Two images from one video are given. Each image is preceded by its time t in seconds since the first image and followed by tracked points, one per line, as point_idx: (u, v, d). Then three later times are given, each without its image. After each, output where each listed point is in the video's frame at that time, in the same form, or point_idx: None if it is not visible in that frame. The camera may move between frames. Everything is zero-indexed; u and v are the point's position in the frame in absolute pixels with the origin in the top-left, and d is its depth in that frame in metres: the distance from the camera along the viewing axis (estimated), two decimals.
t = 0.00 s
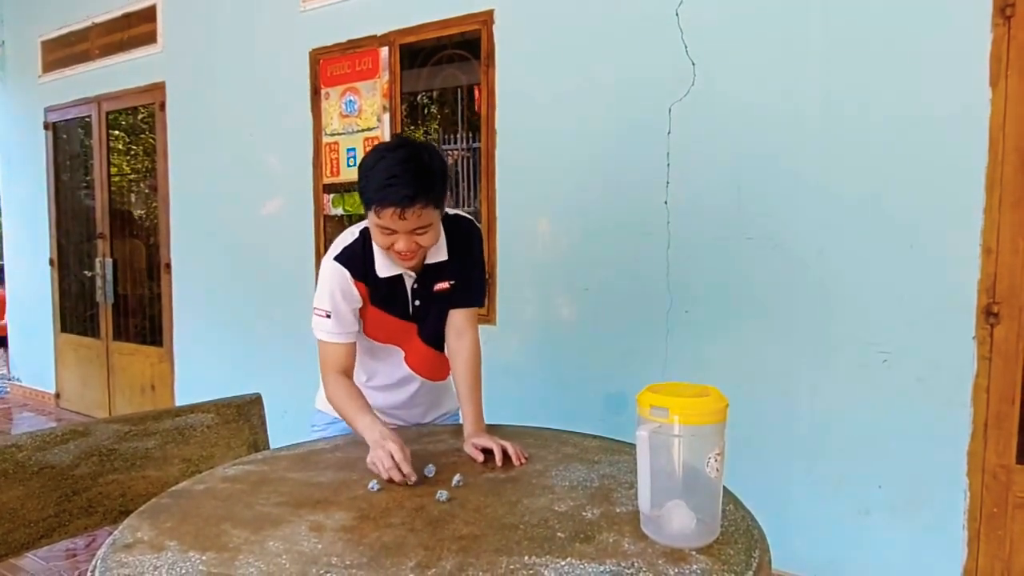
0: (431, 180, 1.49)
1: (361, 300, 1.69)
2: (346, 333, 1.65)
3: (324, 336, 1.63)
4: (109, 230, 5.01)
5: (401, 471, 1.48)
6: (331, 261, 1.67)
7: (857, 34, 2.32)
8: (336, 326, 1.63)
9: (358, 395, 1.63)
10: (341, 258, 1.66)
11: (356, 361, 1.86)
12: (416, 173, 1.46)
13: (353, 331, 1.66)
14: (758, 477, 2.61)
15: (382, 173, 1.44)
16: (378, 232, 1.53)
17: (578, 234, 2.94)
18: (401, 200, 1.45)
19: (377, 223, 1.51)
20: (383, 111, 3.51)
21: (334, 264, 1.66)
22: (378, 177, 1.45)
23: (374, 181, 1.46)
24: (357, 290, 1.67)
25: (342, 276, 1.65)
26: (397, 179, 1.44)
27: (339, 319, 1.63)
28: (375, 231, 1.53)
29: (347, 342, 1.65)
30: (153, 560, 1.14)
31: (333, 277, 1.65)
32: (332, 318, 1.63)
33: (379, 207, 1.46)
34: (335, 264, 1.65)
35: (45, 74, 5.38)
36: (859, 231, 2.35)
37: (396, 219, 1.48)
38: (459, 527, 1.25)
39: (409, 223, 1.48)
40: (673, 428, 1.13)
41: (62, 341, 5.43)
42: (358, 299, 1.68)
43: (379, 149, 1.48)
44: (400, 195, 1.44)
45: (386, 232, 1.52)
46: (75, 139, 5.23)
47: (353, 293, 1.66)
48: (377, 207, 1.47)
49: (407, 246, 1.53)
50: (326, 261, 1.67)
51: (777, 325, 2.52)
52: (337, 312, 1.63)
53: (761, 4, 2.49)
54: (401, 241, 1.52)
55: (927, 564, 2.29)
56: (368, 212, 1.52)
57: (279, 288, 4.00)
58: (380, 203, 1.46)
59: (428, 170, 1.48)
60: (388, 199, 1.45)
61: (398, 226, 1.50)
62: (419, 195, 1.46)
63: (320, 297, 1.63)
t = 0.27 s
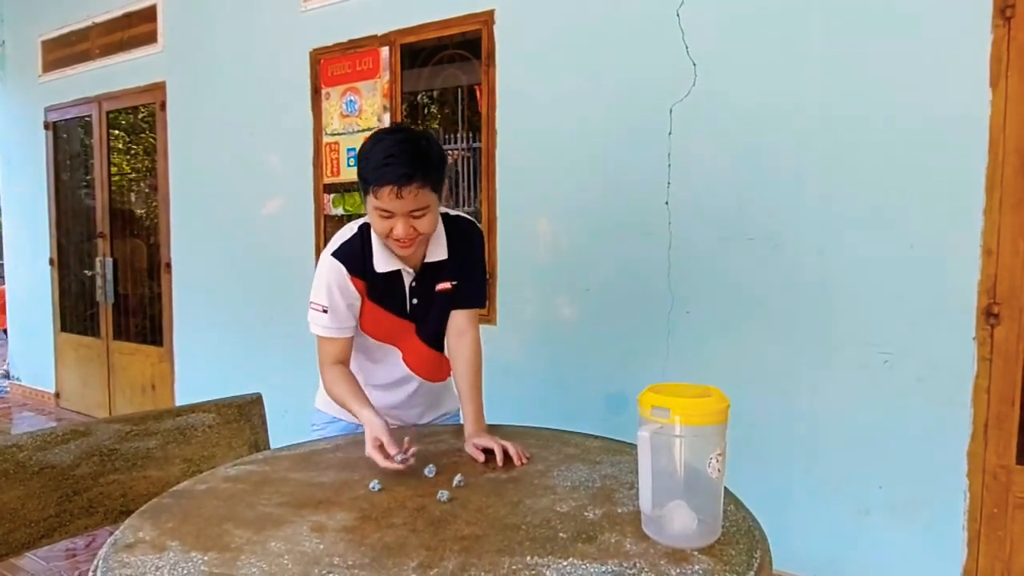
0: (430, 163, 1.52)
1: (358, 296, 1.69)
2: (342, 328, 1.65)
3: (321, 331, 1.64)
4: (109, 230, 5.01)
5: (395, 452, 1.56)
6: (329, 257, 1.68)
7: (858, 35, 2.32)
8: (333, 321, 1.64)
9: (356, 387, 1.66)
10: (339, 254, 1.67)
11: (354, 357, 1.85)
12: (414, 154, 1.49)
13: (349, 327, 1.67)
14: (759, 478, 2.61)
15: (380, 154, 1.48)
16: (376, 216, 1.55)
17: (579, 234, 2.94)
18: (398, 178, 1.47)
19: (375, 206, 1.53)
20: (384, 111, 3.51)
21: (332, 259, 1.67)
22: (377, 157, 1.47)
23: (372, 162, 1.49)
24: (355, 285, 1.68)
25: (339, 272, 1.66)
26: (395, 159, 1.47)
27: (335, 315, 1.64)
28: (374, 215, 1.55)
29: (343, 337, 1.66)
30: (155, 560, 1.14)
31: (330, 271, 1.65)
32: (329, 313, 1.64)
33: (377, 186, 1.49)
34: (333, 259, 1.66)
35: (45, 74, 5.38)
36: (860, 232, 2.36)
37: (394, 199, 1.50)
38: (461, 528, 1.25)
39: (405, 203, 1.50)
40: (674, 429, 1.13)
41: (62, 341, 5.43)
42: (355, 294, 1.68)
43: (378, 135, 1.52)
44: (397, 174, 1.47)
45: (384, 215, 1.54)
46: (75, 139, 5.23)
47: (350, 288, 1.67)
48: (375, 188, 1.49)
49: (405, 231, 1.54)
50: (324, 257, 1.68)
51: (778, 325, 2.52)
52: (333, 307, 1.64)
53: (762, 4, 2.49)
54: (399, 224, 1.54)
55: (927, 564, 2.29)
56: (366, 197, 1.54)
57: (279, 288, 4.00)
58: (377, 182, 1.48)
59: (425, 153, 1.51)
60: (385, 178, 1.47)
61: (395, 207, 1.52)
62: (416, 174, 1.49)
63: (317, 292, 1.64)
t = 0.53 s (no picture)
0: (426, 134, 1.61)
1: (363, 294, 1.69)
2: (348, 329, 1.66)
3: (327, 333, 1.65)
4: (109, 229, 5.01)
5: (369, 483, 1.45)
6: (332, 257, 1.68)
7: (860, 35, 2.32)
8: (339, 323, 1.64)
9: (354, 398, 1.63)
10: (342, 253, 1.67)
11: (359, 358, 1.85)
12: (410, 120, 1.58)
13: (354, 327, 1.67)
14: (760, 477, 2.61)
15: (378, 122, 1.57)
16: (374, 186, 1.59)
17: (580, 234, 2.95)
18: (394, 134, 1.55)
19: (373, 173, 1.58)
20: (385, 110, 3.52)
21: (336, 259, 1.67)
22: (374, 124, 1.58)
23: (370, 131, 1.58)
24: (359, 283, 1.67)
25: (343, 270, 1.65)
26: (391, 122, 1.57)
27: (341, 316, 1.64)
28: (372, 186, 1.60)
29: (349, 338, 1.66)
30: (159, 560, 1.14)
31: (335, 271, 1.65)
32: (335, 315, 1.64)
33: (375, 146, 1.56)
34: (337, 259, 1.66)
35: (46, 73, 5.38)
36: (861, 232, 2.36)
37: (392, 154, 1.55)
38: (464, 527, 1.25)
39: (404, 159, 1.55)
40: (678, 429, 1.13)
41: (63, 340, 5.43)
42: (360, 294, 1.68)
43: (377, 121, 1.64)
44: (392, 130, 1.55)
45: (382, 180, 1.58)
46: (76, 138, 5.23)
47: (355, 287, 1.66)
48: (373, 149, 1.56)
49: (403, 193, 1.57)
50: (327, 257, 1.67)
51: (780, 325, 2.53)
52: (339, 308, 1.64)
53: (764, 5, 2.49)
54: (397, 187, 1.57)
55: (929, 563, 2.29)
56: (366, 170, 1.60)
57: (280, 288, 4.01)
58: (374, 143, 1.56)
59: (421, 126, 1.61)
60: (382, 135, 1.55)
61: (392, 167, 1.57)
62: (412, 134, 1.57)
63: (322, 294, 1.64)
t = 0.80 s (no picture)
0: (434, 144, 1.60)
1: (367, 295, 1.70)
2: (353, 327, 1.67)
3: (332, 332, 1.66)
4: (111, 229, 5.02)
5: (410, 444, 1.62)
6: (337, 257, 1.70)
7: (862, 37, 2.32)
8: (344, 321, 1.65)
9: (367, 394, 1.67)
10: (348, 253, 1.68)
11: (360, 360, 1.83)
12: (417, 131, 1.58)
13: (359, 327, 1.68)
14: (762, 479, 2.62)
15: (386, 132, 1.57)
16: (382, 197, 1.60)
17: (582, 235, 2.95)
18: (402, 148, 1.55)
19: (381, 185, 1.59)
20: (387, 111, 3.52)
21: (341, 259, 1.68)
22: (383, 134, 1.56)
23: (378, 142, 1.57)
24: (364, 285, 1.69)
25: (348, 271, 1.67)
26: (400, 134, 1.56)
27: (347, 315, 1.66)
28: (380, 196, 1.60)
29: (354, 337, 1.67)
30: (168, 561, 1.15)
31: (340, 271, 1.67)
32: (340, 314, 1.65)
33: (383, 160, 1.56)
34: (342, 259, 1.68)
35: (47, 74, 5.39)
36: (863, 234, 2.36)
37: (399, 170, 1.56)
38: (470, 529, 1.26)
39: (411, 174, 1.56)
40: (684, 432, 1.13)
41: (64, 340, 5.44)
42: (365, 294, 1.69)
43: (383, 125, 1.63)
44: (400, 144, 1.55)
45: (389, 193, 1.59)
46: (78, 139, 5.24)
47: (359, 287, 1.68)
48: (381, 163, 1.56)
49: (411, 207, 1.59)
50: (332, 257, 1.69)
51: (782, 326, 2.53)
52: (344, 307, 1.65)
53: (766, 6, 2.49)
54: (404, 201, 1.58)
55: (931, 564, 2.30)
56: (373, 180, 1.60)
57: (282, 288, 4.01)
58: (382, 156, 1.56)
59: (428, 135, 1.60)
60: (391, 150, 1.55)
61: (400, 182, 1.57)
62: (420, 147, 1.57)
63: (327, 293, 1.66)
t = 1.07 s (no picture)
0: (454, 164, 1.55)
1: (373, 299, 1.69)
2: (358, 332, 1.66)
3: (336, 336, 1.65)
4: (112, 229, 5.02)
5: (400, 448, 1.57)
6: (343, 261, 1.67)
7: (866, 37, 2.32)
8: (348, 326, 1.64)
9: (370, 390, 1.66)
10: (354, 258, 1.66)
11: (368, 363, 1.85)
12: (437, 153, 1.52)
13: (363, 331, 1.67)
14: (765, 478, 2.61)
15: (405, 153, 1.50)
16: (399, 216, 1.56)
17: (585, 234, 2.94)
18: (425, 176, 1.50)
19: (399, 205, 1.55)
20: (389, 111, 3.51)
21: (347, 263, 1.66)
22: (403, 156, 1.50)
23: (397, 161, 1.51)
24: (369, 288, 1.67)
25: (354, 275, 1.65)
26: (420, 158, 1.50)
27: (351, 319, 1.64)
28: (397, 215, 1.56)
29: (359, 341, 1.67)
30: (174, 562, 1.15)
31: (345, 276, 1.65)
32: (345, 318, 1.64)
33: (403, 184, 1.51)
34: (348, 264, 1.66)
35: (48, 73, 5.38)
36: (867, 233, 2.36)
37: (421, 197, 1.52)
38: (477, 529, 1.25)
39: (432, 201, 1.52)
40: (691, 431, 1.13)
41: (65, 340, 5.43)
42: (370, 299, 1.68)
43: (400, 135, 1.54)
44: (424, 172, 1.49)
45: (407, 214, 1.55)
46: (78, 138, 5.23)
47: (364, 292, 1.66)
48: (401, 186, 1.51)
49: (428, 230, 1.56)
50: (338, 261, 1.67)
51: (785, 326, 2.53)
52: (349, 312, 1.64)
53: (769, 6, 2.49)
54: (422, 224, 1.55)
55: (935, 564, 2.29)
56: (390, 197, 1.55)
57: (284, 288, 4.01)
58: (404, 180, 1.50)
59: (448, 151, 1.54)
60: (412, 176, 1.50)
61: (420, 206, 1.53)
62: (441, 171, 1.52)
63: (332, 298, 1.64)
